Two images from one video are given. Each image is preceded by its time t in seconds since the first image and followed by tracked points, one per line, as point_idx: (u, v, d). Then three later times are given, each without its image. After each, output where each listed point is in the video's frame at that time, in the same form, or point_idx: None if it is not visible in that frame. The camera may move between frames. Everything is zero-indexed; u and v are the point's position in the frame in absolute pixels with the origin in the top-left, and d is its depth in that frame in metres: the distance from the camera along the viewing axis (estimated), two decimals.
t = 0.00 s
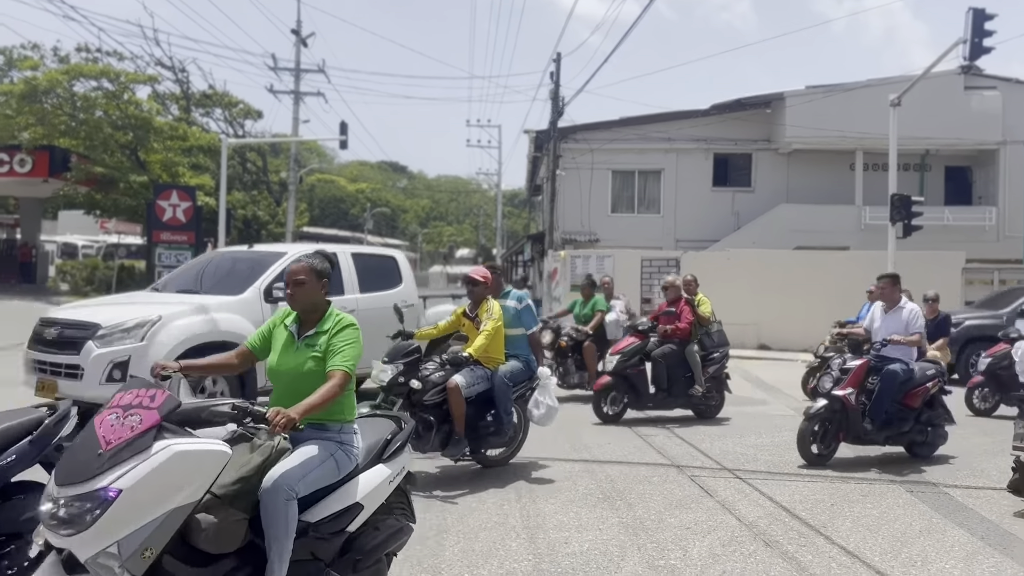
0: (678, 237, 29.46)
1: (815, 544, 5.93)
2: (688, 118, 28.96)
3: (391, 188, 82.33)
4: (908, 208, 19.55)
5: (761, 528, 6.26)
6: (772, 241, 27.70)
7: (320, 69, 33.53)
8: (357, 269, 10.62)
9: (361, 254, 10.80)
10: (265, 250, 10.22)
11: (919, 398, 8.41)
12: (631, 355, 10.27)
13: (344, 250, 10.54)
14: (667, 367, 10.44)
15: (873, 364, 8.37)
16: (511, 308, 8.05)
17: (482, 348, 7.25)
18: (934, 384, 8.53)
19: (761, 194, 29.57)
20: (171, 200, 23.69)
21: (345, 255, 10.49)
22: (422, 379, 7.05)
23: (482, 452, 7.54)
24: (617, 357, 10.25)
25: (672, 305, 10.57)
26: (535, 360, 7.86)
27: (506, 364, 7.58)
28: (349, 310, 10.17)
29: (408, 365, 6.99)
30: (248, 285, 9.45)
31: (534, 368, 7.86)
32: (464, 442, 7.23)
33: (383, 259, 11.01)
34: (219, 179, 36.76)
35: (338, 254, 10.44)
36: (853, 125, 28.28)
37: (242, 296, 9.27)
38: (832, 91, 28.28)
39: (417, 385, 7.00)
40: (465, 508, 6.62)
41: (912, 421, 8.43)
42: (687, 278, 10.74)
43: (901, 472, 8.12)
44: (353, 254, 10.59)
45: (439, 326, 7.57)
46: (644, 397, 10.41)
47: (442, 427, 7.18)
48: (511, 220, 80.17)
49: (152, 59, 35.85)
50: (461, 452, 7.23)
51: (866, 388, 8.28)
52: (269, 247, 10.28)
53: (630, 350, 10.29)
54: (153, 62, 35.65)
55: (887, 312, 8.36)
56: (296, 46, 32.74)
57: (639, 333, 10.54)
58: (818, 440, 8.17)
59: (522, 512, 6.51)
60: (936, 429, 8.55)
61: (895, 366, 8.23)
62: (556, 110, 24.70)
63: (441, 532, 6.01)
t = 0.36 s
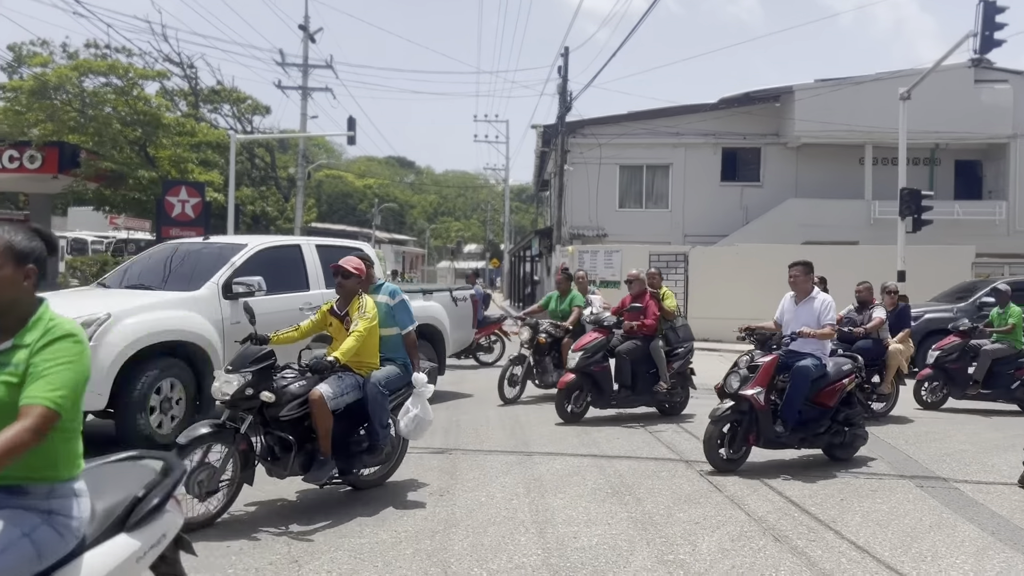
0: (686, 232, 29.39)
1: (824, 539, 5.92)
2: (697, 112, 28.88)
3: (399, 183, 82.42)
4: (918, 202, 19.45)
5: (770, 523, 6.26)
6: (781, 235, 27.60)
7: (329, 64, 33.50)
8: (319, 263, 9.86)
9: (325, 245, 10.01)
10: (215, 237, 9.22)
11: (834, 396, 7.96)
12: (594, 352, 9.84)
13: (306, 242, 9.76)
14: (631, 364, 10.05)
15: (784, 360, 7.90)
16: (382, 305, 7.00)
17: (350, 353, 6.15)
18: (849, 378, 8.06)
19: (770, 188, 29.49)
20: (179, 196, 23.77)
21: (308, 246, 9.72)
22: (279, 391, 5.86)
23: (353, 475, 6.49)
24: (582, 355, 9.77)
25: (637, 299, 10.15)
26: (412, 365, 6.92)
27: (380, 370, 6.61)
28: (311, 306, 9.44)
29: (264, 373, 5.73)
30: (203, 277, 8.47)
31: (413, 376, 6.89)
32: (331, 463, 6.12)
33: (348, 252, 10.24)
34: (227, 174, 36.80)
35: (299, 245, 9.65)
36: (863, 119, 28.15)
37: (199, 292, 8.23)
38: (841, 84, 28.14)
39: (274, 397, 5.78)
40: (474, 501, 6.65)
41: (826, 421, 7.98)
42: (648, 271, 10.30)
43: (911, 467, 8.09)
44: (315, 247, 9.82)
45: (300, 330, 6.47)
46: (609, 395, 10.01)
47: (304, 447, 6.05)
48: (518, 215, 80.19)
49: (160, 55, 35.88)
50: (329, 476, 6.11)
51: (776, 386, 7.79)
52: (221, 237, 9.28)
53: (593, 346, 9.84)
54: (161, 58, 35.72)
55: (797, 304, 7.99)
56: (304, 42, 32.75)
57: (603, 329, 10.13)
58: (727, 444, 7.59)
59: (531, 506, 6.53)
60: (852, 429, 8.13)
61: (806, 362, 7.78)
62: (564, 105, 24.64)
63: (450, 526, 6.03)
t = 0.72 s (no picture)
0: (695, 226, 29.28)
1: (834, 533, 5.89)
2: (706, 106, 28.79)
3: (407, 178, 82.49)
4: (928, 195, 19.32)
5: (779, 517, 6.23)
6: (790, 230, 27.48)
7: (336, 59, 33.49)
8: (279, 255, 8.99)
9: (286, 237, 9.14)
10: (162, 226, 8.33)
11: (749, 395, 7.49)
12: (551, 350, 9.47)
13: (263, 231, 8.88)
14: (589, 362, 9.67)
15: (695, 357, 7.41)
16: (202, 303, 5.50)
17: (149, 366, 4.80)
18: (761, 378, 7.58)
19: (779, 183, 29.38)
20: (188, 191, 23.81)
21: (263, 237, 8.79)
22: (54, 415, 4.54)
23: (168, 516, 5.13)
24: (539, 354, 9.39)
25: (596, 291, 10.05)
26: (244, 378, 5.50)
27: (199, 386, 5.20)
28: (268, 302, 8.57)
29: (28, 394, 4.41)
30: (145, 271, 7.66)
31: (244, 390, 5.49)
32: (130, 505, 4.78)
33: (309, 243, 9.39)
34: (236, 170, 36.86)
35: (253, 236, 8.75)
36: (872, 112, 27.99)
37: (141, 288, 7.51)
38: (851, 78, 27.99)
39: (41, 426, 4.46)
40: (482, 495, 6.64)
41: (739, 423, 7.47)
42: (612, 265, 10.18)
43: (921, 461, 8.05)
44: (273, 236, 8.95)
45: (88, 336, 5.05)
46: (567, 394, 9.64)
47: (94, 485, 4.72)
48: (527, 210, 80.15)
49: (169, 51, 35.91)
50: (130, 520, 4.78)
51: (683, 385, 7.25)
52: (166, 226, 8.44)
53: (550, 344, 9.47)
54: (170, 54, 35.80)
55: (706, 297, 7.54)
56: (312, 37, 32.75)
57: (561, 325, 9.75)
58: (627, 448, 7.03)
59: (539, 501, 6.51)
60: (770, 431, 7.62)
61: (717, 359, 7.24)
62: (572, 99, 24.56)
63: (459, 520, 6.03)
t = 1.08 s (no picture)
0: (703, 221, 29.21)
1: (842, 529, 5.87)
2: (714, 100, 28.70)
3: (414, 174, 82.57)
4: (938, 190, 19.21)
5: (788, 514, 6.22)
6: (799, 224, 27.37)
7: (343, 54, 33.50)
8: (229, 248, 8.29)
9: (236, 231, 8.48)
10: (95, 219, 7.60)
11: (666, 400, 6.95)
12: (509, 349, 8.74)
13: (210, 222, 8.19)
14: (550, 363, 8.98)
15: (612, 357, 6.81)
16: None
17: None
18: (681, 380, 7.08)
19: (788, 177, 29.26)
20: (197, 187, 23.86)
21: (211, 229, 8.11)
22: None
23: None
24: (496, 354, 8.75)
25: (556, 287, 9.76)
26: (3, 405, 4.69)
27: None
28: (218, 302, 7.83)
29: None
30: (75, 268, 6.94)
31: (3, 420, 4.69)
32: None
33: (263, 238, 8.73)
34: (243, 166, 36.94)
35: (199, 227, 8.07)
36: (881, 107, 27.84)
37: (76, 285, 6.77)
38: (860, 72, 27.83)
39: None
40: (491, 491, 6.64)
41: (656, 429, 6.92)
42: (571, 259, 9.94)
43: (931, 457, 8.02)
44: (221, 228, 8.26)
45: None
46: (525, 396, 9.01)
47: None
48: (534, 206, 80.09)
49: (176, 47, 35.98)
50: None
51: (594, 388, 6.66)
52: (102, 218, 7.73)
53: (509, 342, 8.73)
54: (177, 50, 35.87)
55: (623, 291, 6.95)
56: (319, 33, 32.78)
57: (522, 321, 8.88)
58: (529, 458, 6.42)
59: (548, 497, 6.51)
60: (690, 437, 7.08)
61: (632, 361, 6.67)
62: (579, 94, 24.52)
63: (468, 515, 6.03)
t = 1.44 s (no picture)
0: (710, 218, 29.13)
1: (849, 527, 5.84)
2: (720, 97, 28.62)
3: (420, 171, 82.62)
4: (946, 186, 19.11)
5: (795, 512, 6.18)
6: (806, 221, 27.28)
7: (349, 51, 33.50)
8: (167, 243, 7.62)
9: (173, 223, 7.79)
10: (10, 210, 6.84)
11: (577, 410, 6.37)
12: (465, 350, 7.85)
13: (145, 214, 7.50)
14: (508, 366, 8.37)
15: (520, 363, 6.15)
16: None
17: None
18: (597, 389, 6.50)
19: (794, 174, 29.17)
20: (203, 183, 23.87)
21: (145, 221, 7.43)
22: None
23: None
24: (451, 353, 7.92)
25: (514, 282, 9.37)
26: None
27: None
28: (152, 303, 7.17)
29: None
30: None
31: None
32: None
33: (205, 231, 8.07)
34: (249, 163, 36.97)
35: (133, 219, 7.38)
36: (889, 103, 27.72)
37: None
38: (867, 68, 27.73)
39: None
40: (497, 489, 6.63)
41: (564, 442, 6.33)
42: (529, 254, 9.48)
43: (939, 455, 7.99)
44: (157, 219, 7.57)
45: None
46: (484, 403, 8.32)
47: None
48: (540, 202, 80.10)
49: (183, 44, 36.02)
50: None
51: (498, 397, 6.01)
52: (21, 207, 6.98)
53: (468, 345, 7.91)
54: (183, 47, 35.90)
55: (538, 290, 6.39)
56: (325, 29, 32.77)
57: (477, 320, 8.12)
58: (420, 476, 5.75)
59: (554, 494, 6.49)
60: (601, 450, 6.57)
61: (542, 368, 6.04)
62: (585, 90, 24.49)
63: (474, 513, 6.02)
